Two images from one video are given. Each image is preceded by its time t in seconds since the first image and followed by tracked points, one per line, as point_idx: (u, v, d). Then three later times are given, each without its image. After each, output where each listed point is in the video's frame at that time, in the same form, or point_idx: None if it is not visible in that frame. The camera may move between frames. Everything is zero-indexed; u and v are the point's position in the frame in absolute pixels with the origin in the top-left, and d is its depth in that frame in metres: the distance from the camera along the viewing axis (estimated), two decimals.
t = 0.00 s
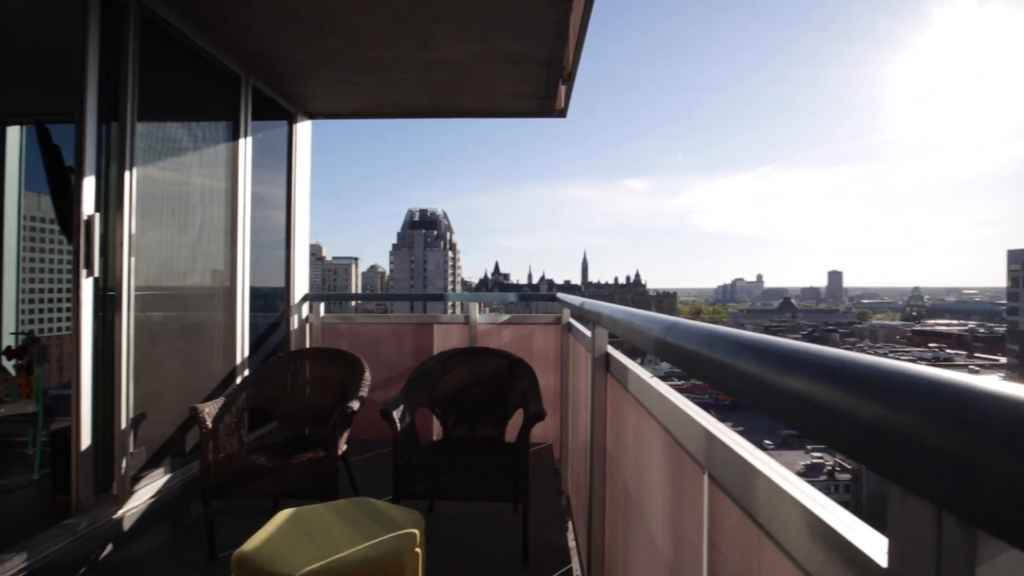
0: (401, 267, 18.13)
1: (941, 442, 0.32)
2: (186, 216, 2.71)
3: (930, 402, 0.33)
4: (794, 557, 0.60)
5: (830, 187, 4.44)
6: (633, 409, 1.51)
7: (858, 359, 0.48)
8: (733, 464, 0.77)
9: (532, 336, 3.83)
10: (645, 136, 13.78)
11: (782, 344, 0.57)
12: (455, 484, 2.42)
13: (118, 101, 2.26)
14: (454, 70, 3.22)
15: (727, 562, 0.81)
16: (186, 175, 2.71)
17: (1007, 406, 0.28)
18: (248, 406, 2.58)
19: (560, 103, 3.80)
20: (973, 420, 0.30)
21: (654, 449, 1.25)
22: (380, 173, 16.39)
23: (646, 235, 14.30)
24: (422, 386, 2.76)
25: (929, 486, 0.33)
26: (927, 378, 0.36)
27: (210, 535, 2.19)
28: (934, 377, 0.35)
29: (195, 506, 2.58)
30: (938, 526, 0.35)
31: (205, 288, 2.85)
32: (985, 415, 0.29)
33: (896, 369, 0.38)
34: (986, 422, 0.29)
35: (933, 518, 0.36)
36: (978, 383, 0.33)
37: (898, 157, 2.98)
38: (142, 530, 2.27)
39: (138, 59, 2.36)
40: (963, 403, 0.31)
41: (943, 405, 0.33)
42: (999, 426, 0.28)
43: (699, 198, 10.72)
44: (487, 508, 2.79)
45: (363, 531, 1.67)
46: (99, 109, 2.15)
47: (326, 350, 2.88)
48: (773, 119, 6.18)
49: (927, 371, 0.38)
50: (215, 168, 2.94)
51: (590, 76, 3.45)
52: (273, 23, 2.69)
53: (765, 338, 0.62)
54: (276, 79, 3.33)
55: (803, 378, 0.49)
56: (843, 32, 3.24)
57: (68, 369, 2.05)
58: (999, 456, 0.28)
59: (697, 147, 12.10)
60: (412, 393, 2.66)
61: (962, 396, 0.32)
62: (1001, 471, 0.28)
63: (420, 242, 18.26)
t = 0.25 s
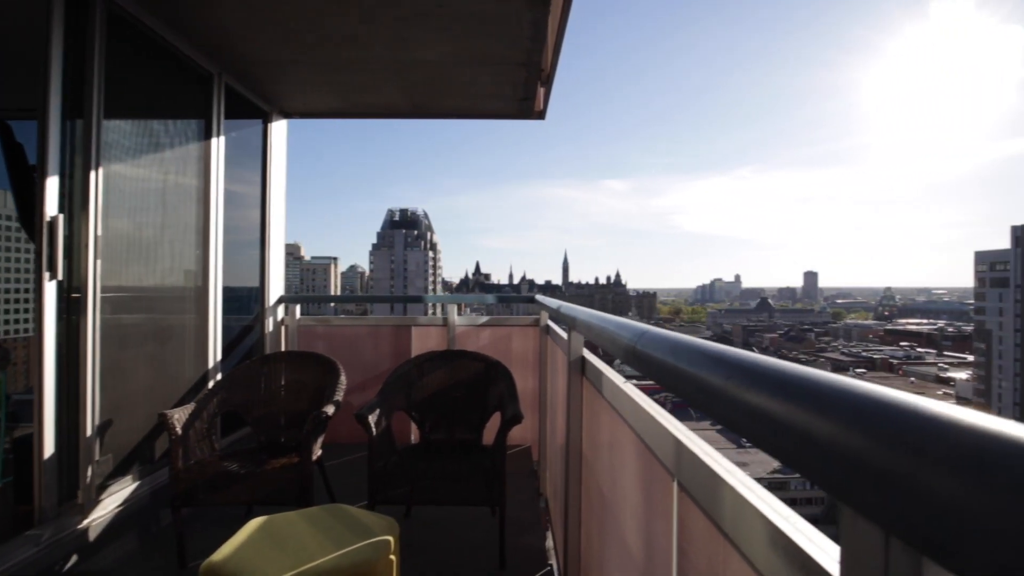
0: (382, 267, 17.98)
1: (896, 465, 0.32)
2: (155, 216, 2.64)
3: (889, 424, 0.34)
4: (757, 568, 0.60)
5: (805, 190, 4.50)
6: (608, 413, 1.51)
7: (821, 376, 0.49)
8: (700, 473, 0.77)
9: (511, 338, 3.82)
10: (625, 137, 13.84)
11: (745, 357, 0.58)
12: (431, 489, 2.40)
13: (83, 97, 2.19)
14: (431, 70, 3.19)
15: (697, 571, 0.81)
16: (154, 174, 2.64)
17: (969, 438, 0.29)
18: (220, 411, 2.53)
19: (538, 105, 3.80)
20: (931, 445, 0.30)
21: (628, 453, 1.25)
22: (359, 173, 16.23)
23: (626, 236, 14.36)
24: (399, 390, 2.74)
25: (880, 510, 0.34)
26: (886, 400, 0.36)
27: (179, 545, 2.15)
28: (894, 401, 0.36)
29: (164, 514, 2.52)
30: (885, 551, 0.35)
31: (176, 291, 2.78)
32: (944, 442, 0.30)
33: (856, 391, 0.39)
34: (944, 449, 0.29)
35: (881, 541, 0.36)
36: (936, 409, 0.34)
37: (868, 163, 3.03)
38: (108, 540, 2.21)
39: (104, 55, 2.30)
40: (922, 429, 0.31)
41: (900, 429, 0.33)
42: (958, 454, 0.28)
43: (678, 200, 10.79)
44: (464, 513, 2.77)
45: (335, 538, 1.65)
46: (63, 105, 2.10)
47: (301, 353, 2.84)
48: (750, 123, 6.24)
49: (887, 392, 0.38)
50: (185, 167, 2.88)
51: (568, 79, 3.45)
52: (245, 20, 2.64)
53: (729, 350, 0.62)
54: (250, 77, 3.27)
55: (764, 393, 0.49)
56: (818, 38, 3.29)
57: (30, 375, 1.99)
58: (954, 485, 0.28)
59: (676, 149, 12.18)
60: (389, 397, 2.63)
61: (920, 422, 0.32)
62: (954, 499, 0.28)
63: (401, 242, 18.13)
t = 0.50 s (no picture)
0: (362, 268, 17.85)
1: (857, 493, 0.32)
2: (123, 216, 2.58)
3: (852, 450, 0.33)
4: None
5: (780, 192, 4.56)
6: (582, 417, 1.50)
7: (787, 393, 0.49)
8: (669, 483, 0.77)
9: (490, 340, 3.81)
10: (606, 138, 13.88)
11: (711, 371, 0.57)
12: (408, 494, 2.39)
13: (47, 94, 2.13)
14: (409, 71, 3.17)
15: None
16: (121, 174, 2.57)
17: (935, 471, 0.28)
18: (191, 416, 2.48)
19: (517, 106, 3.79)
20: (894, 474, 0.30)
21: (601, 459, 1.25)
22: (339, 172, 16.05)
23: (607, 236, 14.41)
24: (376, 393, 2.71)
25: (842, 539, 0.33)
26: (850, 425, 0.36)
27: (148, 555, 2.10)
28: (857, 426, 0.35)
29: (132, 523, 2.46)
30: None
31: (145, 293, 2.72)
32: (910, 473, 0.29)
33: (820, 413, 0.38)
34: (910, 481, 0.29)
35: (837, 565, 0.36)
36: (899, 434, 0.33)
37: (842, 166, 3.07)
38: (73, 551, 2.15)
39: (69, 52, 2.23)
40: (888, 458, 0.31)
41: (863, 456, 0.32)
42: (923, 486, 0.28)
43: (658, 200, 10.86)
44: (442, 517, 2.76)
45: (307, 547, 1.62)
46: (25, 102, 2.03)
47: (276, 357, 2.79)
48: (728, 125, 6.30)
49: (851, 415, 0.38)
50: (154, 167, 2.81)
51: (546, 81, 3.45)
52: (218, 18, 2.59)
53: (696, 363, 0.62)
54: (223, 76, 3.21)
55: (728, 410, 0.48)
56: (794, 42, 3.33)
57: None
58: (918, 517, 0.27)
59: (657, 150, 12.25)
60: (365, 400, 2.60)
61: (884, 451, 0.32)
62: (917, 534, 0.27)
63: (381, 242, 17.99)
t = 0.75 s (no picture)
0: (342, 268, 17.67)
1: (810, 522, 0.31)
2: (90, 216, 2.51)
3: (810, 476, 0.33)
4: None
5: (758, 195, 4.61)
6: (557, 423, 1.50)
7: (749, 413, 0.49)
8: (637, 495, 0.76)
9: (469, 342, 3.80)
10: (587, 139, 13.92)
11: (675, 387, 0.57)
12: (384, 499, 2.36)
13: (9, 91, 2.07)
14: (386, 71, 3.13)
15: None
16: (89, 173, 2.51)
17: (889, 503, 0.28)
18: (161, 422, 2.43)
19: (497, 108, 3.77)
20: (847, 504, 0.30)
21: (574, 466, 1.24)
22: (319, 171, 15.88)
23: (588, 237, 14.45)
24: (352, 397, 2.68)
25: (795, 568, 0.33)
26: (807, 450, 0.36)
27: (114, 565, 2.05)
28: (817, 452, 0.35)
29: (99, 532, 2.39)
30: None
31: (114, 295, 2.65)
32: (866, 502, 0.29)
33: (778, 434, 0.38)
34: (864, 510, 0.29)
35: None
36: (856, 462, 0.33)
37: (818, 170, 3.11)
38: (36, 562, 2.09)
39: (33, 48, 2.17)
40: (840, 485, 0.31)
41: (819, 482, 0.32)
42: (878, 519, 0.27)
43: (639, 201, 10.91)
44: (420, 522, 2.74)
45: (279, 556, 1.60)
46: None
47: (250, 361, 2.75)
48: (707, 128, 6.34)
49: (808, 440, 0.38)
50: (124, 166, 2.75)
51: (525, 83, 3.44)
52: (189, 15, 2.53)
53: (661, 378, 0.62)
54: (196, 74, 3.15)
55: (690, 430, 0.48)
56: (771, 47, 3.35)
57: None
58: (869, 550, 0.27)
59: (637, 152, 12.33)
60: (341, 405, 2.57)
61: (839, 479, 0.31)
62: (865, 570, 0.27)
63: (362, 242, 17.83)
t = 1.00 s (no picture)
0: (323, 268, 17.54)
1: (758, 548, 0.31)
2: (53, 216, 2.44)
3: (763, 500, 0.32)
4: None
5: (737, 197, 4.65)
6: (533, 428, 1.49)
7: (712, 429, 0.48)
8: (607, 505, 0.76)
9: (449, 344, 3.78)
10: (568, 140, 13.95)
11: (640, 400, 0.57)
12: (361, 505, 2.34)
13: None
14: (363, 71, 3.10)
15: None
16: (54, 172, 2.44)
17: (837, 531, 0.28)
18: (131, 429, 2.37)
19: (477, 109, 3.76)
20: (797, 530, 0.29)
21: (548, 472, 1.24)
22: (299, 170, 15.69)
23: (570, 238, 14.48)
24: (329, 401, 2.64)
25: None
26: (761, 474, 0.35)
27: None
28: (771, 475, 0.35)
29: (65, 543, 2.33)
30: None
31: (80, 295, 2.59)
32: (812, 530, 0.29)
33: (735, 455, 0.38)
34: (812, 539, 0.28)
35: None
36: (809, 487, 0.33)
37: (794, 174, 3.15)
38: None
39: None
40: (790, 512, 0.30)
41: (766, 505, 0.32)
42: (823, 548, 0.27)
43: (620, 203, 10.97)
44: (398, 526, 2.71)
45: (250, 566, 1.57)
46: None
47: (223, 365, 2.69)
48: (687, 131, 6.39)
49: (765, 461, 0.37)
50: (92, 166, 2.68)
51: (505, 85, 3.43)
52: (161, 13, 2.48)
53: (627, 390, 0.62)
54: (169, 72, 3.08)
55: (652, 447, 0.47)
56: (748, 52, 3.39)
57: None
58: None
59: (619, 154, 12.38)
60: (317, 409, 2.53)
61: (789, 504, 0.31)
62: None
63: (343, 242, 17.70)
